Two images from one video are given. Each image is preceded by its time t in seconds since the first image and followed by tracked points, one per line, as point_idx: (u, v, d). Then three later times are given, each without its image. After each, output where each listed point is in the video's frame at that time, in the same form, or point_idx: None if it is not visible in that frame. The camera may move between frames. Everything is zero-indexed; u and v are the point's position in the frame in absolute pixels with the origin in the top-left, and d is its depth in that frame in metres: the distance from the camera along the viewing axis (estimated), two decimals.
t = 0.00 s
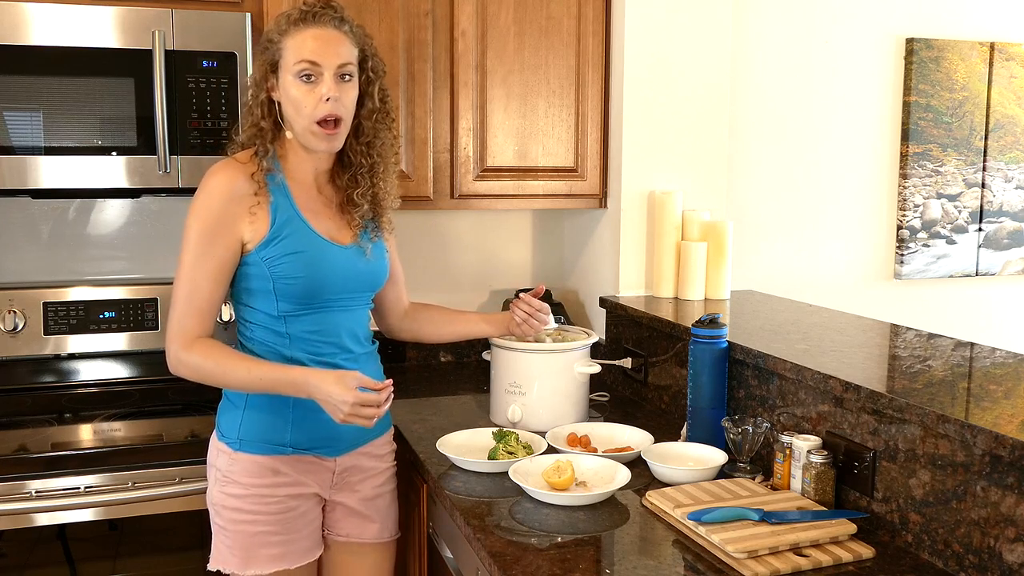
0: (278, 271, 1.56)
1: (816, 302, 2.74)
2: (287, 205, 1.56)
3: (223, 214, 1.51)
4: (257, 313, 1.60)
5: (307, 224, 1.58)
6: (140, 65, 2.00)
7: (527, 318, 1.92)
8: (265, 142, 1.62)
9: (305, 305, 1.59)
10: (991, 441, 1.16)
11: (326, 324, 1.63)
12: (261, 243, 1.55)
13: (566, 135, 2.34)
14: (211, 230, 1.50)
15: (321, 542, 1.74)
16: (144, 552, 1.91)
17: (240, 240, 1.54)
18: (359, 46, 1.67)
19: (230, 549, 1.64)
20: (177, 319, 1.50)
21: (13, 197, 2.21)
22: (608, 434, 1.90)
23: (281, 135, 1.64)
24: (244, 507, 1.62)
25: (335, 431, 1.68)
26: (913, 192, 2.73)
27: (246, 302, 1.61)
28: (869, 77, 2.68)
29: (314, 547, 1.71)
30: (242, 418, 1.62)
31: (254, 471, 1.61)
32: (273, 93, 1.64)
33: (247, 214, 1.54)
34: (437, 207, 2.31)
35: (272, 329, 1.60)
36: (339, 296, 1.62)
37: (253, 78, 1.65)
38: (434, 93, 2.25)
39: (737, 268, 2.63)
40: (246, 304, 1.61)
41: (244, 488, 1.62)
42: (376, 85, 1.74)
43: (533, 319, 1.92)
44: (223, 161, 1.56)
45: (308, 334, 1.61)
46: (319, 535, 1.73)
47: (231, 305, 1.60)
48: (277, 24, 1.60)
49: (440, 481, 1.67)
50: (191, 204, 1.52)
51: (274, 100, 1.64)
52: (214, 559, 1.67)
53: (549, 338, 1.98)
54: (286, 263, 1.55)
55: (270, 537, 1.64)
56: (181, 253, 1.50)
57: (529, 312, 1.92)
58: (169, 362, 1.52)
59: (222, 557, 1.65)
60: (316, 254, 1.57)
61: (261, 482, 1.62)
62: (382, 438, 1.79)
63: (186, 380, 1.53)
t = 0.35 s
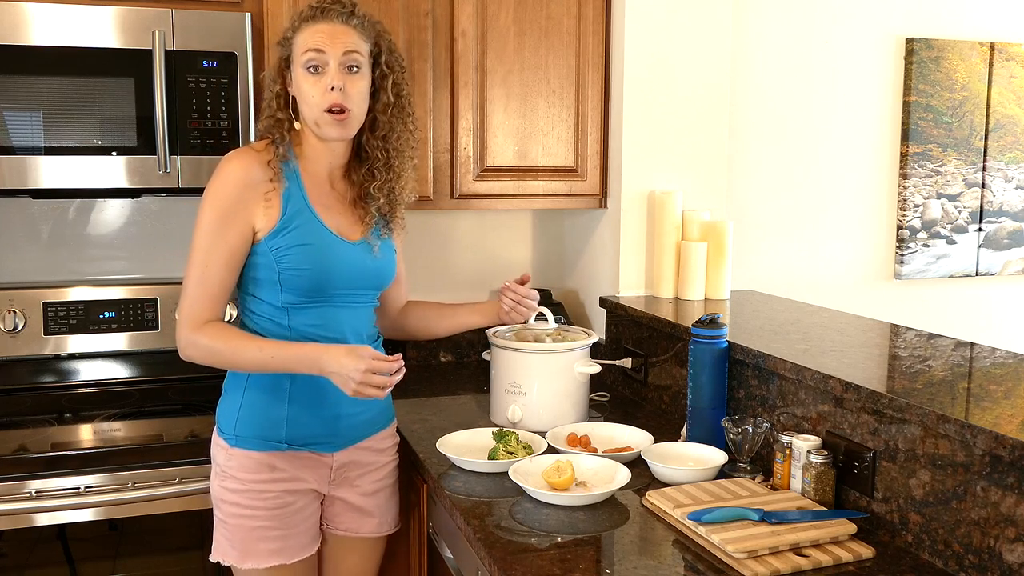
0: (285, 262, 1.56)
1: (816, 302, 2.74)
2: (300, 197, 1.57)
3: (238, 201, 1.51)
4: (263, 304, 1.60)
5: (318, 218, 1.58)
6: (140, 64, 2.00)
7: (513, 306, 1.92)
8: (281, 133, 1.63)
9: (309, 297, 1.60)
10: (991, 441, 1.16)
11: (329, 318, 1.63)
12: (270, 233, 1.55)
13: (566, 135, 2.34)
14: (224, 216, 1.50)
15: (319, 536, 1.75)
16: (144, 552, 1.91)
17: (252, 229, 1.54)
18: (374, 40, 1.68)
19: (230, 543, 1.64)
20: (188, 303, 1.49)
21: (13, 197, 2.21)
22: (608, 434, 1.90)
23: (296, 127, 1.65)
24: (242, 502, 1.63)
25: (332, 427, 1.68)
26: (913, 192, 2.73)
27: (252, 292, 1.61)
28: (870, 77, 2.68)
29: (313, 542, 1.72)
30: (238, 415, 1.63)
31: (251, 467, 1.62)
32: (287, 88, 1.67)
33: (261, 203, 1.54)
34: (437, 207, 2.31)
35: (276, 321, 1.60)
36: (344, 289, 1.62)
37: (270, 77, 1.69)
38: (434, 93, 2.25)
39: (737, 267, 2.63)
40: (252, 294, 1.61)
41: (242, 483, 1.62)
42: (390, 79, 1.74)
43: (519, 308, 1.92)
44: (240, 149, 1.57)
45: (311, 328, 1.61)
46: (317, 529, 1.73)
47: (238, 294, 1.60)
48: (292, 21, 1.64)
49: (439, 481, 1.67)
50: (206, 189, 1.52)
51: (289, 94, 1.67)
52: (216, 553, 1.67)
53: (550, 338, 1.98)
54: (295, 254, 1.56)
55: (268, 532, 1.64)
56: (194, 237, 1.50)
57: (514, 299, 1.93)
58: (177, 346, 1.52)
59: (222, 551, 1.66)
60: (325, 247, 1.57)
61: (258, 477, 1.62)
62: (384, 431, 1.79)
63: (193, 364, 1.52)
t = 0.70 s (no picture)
0: (284, 262, 1.56)
1: (816, 302, 2.74)
2: (299, 197, 1.57)
3: (239, 204, 1.51)
4: (262, 304, 1.60)
5: (316, 219, 1.58)
6: (140, 64, 2.00)
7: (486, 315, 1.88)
8: (283, 135, 1.63)
9: (308, 297, 1.60)
10: (991, 441, 1.16)
11: (327, 318, 1.63)
12: (270, 233, 1.55)
13: (566, 135, 2.34)
14: (225, 218, 1.50)
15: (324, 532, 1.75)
16: (144, 552, 1.91)
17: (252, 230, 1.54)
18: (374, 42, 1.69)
19: (235, 540, 1.64)
20: (190, 303, 1.50)
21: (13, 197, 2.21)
22: (608, 434, 1.90)
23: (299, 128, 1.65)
24: (244, 500, 1.63)
25: (330, 426, 1.68)
26: (913, 192, 2.73)
27: (251, 292, 1.61)
28: (869, 77, 2.68)
29: (318, 539, 1.71)
30: (237, 413, 1.63)
31: (250, 465, 1.62)
32: (289, 90, 1.67)
33: (261, 204, 1.54)
34: (437, 207, 2.31)
35: (275, 321, 1.60)
36: (343, 290, 1.62)
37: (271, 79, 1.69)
38: (434, 93, 2.25)
39: (737, 267, 2.63)
40: (251, 294, 1.61)
41: (242, 481, 1.62)
42: (392, 83, 1.75)
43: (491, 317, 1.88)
44: (241, 151, 1.57)
45: (308, 328, 1.61)
46: (322, 527, 1.73)
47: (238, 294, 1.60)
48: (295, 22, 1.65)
49: (439, 480, 1.67)
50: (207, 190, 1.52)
51: (290, 96, 1.67)
52: (220, 553, 1.67)
53: (550, 338, 1.98)
54: (293, 255, 1.56)
55: (272, 529, 1.64)
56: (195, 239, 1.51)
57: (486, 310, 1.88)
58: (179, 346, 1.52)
59: (227, 550, 1.66)
60: (323, 248, 1.57)
61: (258, 475, 1.62)
62: (385, 430, 1.79)
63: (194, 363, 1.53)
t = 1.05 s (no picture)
0: (281, 263, 1.56)
1: (816, 302, 2.74)
2: (294, 199, 1.57)
3: (236, 208, 1.52)
4: (260, 306, 1.60)
5: (312, 219, 1.58)
6: (140, 64, 2.00)
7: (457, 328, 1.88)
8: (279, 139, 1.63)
9: (306, 297, 1.60)
10: (991, 441, 1.16)
11: (325, 318, 1.63)
12: (268, 235, 1.55)
13: (566, 135, 2.34)
14: (223, 223, 1.51)
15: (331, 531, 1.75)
16: (144, 552, 1.91)
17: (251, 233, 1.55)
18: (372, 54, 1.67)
19: (244, 542, 1.64)
20: (188, 306, 1.51)
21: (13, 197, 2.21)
22: (608, 434, 1.90)
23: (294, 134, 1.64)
24: (248, 501, 1.63)
25: (331, 426, 1.68)
26: (913, 192, 2.73)
27: (250, 294, 1.61)
28: (869, 77, 2.68)
29: (325, 536, 1.71)
30: (238, 414, 1.63)
31: (252, 466, 1.62)
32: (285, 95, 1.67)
33: (259, 207, 1.54)
34: (437, 207, 2.31)
35: (274, 321, 1.60)
36: (341, 289, 1.62)
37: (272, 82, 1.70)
38: (434, 93, 2.25)
39: (737, 268, 2.63)
40: (249, 296, 1.61)
41: (246, 481, 1.62)
42: (387, 93, 1.73)
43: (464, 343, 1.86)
44: (237, 156, 1.57)
45: (306, 327, 1.61)
46: (328, 525, 1.73)
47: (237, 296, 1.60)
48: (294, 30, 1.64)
49: (439, 481, 1.67)
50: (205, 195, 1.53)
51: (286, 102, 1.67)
52: (228, 556, 1.66)
53: (549, 338, 1.98)
54: (289, 255, 1.56)
55: (278, 529, 1.64)
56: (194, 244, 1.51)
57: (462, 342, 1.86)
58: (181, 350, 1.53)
59: (235, 552, 1.65)
60: (319, 248, 1.57)
61: (261, 475, 1.62)
62: (387, 429, 1.79)
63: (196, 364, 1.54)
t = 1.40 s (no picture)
0: (281, 263, 1.56)
1: (815, 302, 2.74)
2: (294, 200, 1.57)
3: (236, 210, 1.52)
4: (261, 306, 1.60)
5: (312, 219, 1.58)
6: (140, 64, 2.00)
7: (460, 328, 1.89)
8: (280, 144, 1.63)
9: (306, 297, 1.60)
10: (991, 441, 1.16)
11: (325, 319, 1.63)
12: (267, 235, 1.55)
13: (566, 135, 2.34)
14: (222, 225, 1.51)
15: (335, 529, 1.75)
16: (145, 552, 1.91)
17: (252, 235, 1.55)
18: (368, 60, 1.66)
19: (250, 544, 1.64)
20: (190, 308, 1.52)
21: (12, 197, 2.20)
22: (608, 434, 1.90)
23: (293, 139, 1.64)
24: (252, 502, 1.63)
25: (333, 426, 1.68)
26: (912, 192, 2.73)
27: (250, 295, 1.61)
28: (869, 77, 2.68)
29: (329, 535, 1.71)
30: (240, 416, 1.63)
31: (254, 466, 1.62)
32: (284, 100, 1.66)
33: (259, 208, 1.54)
34: (437, 207, 2.31)
35: (273, 321, 1.60)
36: (340, 290, 1.62)
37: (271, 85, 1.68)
38: (434, 92, 2.25)
39: (736, 267, 2.63)
40: (249, 297, 1.62)
41: (250, 482, 1.63)
42: (384, 96, 1.72)
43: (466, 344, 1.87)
44: (237, 159, 1.58)
45: (306, 328, 1.61)
46: (332, 524, 1.73)
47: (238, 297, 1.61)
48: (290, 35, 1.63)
49: (439, 481, 1.67)
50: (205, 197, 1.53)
51: (285, 107, 1.67)
52: (237, 557, 1.67)
53: (549, 338, 1.98)
54: (289, 256, 1.56)
55: (281, 528, 1.64)
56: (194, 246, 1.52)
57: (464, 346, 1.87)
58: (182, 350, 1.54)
59: (242, 553, 1.66)
60: (318, 248, 1.57)
61: (264, 476, 1.62)
62: (388, 429, 1.79)
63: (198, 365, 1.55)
